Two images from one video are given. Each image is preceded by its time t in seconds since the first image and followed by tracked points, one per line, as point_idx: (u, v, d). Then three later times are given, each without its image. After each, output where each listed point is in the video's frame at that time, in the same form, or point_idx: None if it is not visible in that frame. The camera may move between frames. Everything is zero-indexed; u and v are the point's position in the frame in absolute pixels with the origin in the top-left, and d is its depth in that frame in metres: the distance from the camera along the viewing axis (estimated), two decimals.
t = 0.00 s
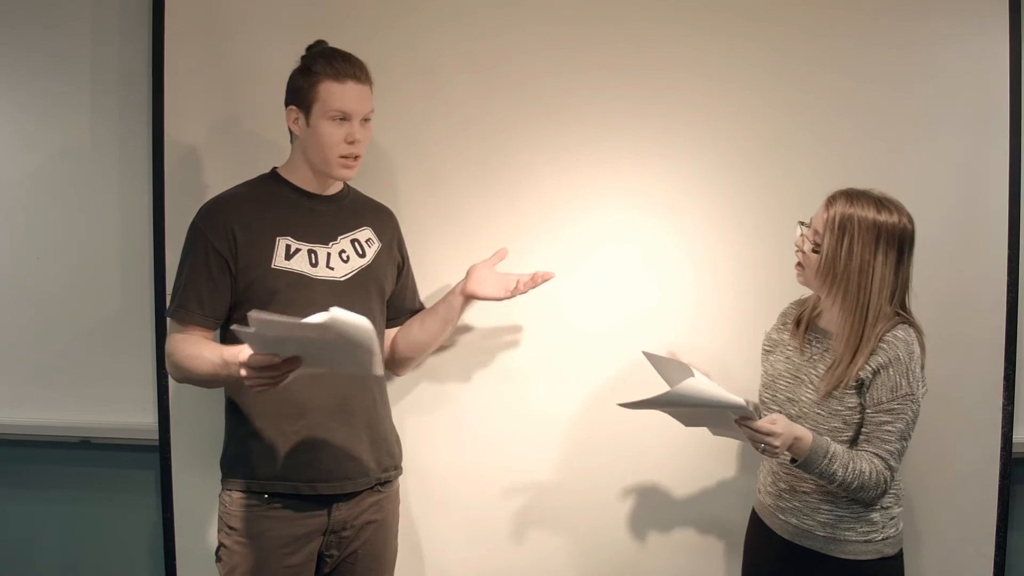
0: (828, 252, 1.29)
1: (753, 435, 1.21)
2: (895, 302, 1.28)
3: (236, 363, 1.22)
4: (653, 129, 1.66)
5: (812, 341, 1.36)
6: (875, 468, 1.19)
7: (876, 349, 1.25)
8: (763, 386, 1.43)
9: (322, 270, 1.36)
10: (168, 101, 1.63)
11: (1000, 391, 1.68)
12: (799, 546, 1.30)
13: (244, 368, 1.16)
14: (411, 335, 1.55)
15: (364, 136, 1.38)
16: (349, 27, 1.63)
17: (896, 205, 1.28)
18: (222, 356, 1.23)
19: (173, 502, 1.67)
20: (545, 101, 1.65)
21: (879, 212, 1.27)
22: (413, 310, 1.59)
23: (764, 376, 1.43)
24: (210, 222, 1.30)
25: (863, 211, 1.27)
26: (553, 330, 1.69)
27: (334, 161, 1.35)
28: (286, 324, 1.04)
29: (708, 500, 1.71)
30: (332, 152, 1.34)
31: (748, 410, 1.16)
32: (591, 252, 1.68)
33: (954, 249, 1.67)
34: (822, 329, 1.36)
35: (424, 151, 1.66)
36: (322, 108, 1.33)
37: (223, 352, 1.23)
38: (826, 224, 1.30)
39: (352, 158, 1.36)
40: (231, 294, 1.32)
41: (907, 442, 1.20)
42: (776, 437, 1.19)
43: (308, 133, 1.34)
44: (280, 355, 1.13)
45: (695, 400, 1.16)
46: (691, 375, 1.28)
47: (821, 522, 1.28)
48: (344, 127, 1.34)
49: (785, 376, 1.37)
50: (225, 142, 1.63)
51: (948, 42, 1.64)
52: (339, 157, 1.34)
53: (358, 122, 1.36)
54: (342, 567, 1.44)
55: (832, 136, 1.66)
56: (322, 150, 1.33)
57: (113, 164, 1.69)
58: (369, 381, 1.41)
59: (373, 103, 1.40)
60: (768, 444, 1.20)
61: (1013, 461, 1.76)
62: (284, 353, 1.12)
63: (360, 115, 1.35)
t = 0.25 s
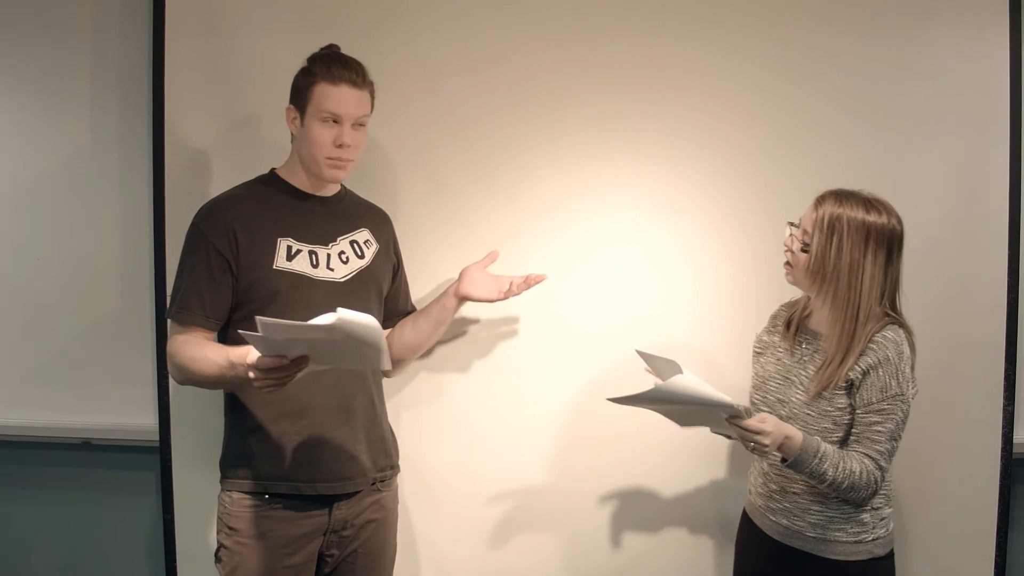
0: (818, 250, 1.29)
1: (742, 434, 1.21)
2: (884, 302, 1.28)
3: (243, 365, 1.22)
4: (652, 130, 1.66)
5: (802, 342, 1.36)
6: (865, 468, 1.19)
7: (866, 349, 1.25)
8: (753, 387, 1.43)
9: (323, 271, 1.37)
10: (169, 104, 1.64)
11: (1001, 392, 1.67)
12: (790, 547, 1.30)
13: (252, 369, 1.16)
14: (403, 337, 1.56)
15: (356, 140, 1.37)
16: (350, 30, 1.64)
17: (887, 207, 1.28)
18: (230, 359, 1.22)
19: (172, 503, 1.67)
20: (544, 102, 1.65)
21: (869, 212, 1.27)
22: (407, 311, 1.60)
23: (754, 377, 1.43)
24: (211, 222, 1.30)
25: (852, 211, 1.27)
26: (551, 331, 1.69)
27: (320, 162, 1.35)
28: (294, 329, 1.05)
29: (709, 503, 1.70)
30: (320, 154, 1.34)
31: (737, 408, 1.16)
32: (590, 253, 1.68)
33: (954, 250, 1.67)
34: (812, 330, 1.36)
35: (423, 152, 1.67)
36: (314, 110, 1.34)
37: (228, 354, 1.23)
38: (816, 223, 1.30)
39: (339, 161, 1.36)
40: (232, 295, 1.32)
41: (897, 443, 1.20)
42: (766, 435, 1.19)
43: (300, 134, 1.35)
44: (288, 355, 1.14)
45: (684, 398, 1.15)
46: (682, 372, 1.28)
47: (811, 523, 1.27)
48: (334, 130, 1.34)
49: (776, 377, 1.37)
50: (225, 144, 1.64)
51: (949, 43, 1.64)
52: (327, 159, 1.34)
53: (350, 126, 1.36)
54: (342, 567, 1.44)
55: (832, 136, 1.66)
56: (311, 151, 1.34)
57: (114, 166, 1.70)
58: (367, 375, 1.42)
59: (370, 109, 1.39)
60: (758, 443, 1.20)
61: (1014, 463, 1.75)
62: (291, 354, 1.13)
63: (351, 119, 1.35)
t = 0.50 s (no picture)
0: (804, 252, 1.29)
1: (730, 431, 1.21)
2: (873, 304, 1.28)
3: (245, 368, 1.23)
4: (651, 131, 1.66)
5: (790, 343, 1.36)
6: (853, 468, 1.19)
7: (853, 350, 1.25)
8: (742, 388, 1.43)
9: (322, 275, 1.38)
10: (172, 107, 1.65)
11: (1001, 394, 1.67)
12: (779, 547, 1.30)
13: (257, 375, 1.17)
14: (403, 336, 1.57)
15: (367, 149, 1.38)
16: (351, 33, 1.65)
17: (872, 206, 1.29)
18: (233, 363, 1.23)
19: (173, 503, 1.68)
20: (543, 103, 1.66)
21: (855, 212, 1.28)
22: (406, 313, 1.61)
23: (743, 378, 1.43)
24: (211, 224, 1.31)
25: (839, 211, 1.27)
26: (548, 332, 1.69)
27: (334, 173, 1.35)
28: (301, 337, 1.05)
29: (708, 504, 1.70)
30: (333, 164, 1.34)
31: (724, 405, 1.15)
32: (588, 254, 1.68)
33: (954, 251, 1.66)
34: (801, 332, 1.36)
35: (423, 153, 1.67)
36: (326, 120, 1.33)
37: (230, 357, 1.24)
38: (803, 225, 1.31)
39: (353, 171, 1.36)
40: (232, 297, 1.33)
41: (884, 443, 1.20)
42: (753, 432, 1.18)
43: (311, 144, 1.34)
44: (294, 362, 1.14)
45: (673, 392, 1.15)
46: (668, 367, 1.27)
47: (799, 523, 1.27)
48: (347, 140, 1.34)
49: (764, 378, 1.38)
50: (226, 145, 1.65)
51: (951, 44, 1.64)
52: (340, 169, 1.34)
53: (362, 136, 1.36)
54: (342, 566, 1.45)
55: (832, 137, 1.66)
56: (324, 161, 1.33)
57: (117, 169, 1.71)
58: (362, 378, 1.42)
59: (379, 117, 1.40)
60: (745, 440, 1.20)
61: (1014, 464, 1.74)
62: (297, 361, 1.13)
63: (363, 129, 1.35)
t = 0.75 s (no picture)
0: (795, 251, 1.29)
1: (721, 427, 1.20)
2: (864, 303, 1.29)
3: (243, 370, 1.24)
4: (650, 132, 1.67)
5: (781, 342, 1.37)
6: (844, 466, 1.19)
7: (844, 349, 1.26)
8: (732, 387, 1.43)
9: (320, 277, 1.39)
10: (173, 109, 1.66)
11: (1002, 394, 1.66)
12: (771, 546, 1.30)
13: (256, 378, 1.17)
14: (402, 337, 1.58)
15: (368, 157, 1.38)
16: (351, 35, 1.66)
17: (860, 204, 1.29)
18: (232, 364, 1.24)
19: (175, 503, 1.69)
20: (543, 105, 1.66)
21: (844, 211, 1.28)
22: (405, 314, 1.62)
23: (734, 377, 1.43)
24: (210, 224, 1.32)
25: (828, 212, 1.28)
26: (547, 333, 1.69)
27: (334, 180, 1.35)
28: (303, 346, 1.06)
29: (707, 505, 1.70)
30: (333, 172, 1.34)
31: (717, 401, 1.15)
32: (587, 255, 1.69)
33: (955, 252, 1.66)
34: (791, 331, 1.37)
35: (423, 154, 1.68)
36: (327, 128, 1.33)
37: (229, 358, 1.24)
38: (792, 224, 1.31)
39: (353, 179, 1.36)
40: (231, 298, 1.34)
41: (875, 441, 1.20)
42: (744, 429, 1.18)
43: (312, 150, 1.35)
44: (292, 368, 1.16)
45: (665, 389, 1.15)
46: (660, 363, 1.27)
47: (791, 522, 1.28)
48: (347, 149, 1.34)
49: (755, 377, 1.38)
50: (227, 148, 1.67)
51: (951, 44, 1.64)
52: (341, 177, 1.35)
53: (363, 145, 1.36)
54: (340, 566, 1.45)
55: (831, 137, 1.66)
56: (325, 168, 1.34)
57: (120, 171, 1.73)
58: (351, 381, 1.41)
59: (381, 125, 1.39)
60: (737, 436, 1.20)
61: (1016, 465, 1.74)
62: (295, 366, 1.14)
63: (365, 138, 1.35)
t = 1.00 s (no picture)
0: (790, 250, 1.29)
1: (718, 425, 1.20)
2: (859, 301, 1.29)
3: (242, 371, 1.24)
4: (651, 132, 1.67)
5: (776, 341, 1.37)
6: (841, 463, 1.19)
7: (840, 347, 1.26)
8: (728, 386, 1.44)
9: (319, 279, 1.39)
10: (174, 111, 1.67)
11: (1005, 394, 1.66)
12: (769, 544, 1.30)
13: (255, 378, 1.18)
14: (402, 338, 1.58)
15: (361, 159, 1.38)
16: (352, 36, 1.66)
17: (854, 203, 1.29)
18: (231, 365, 1.24)
19: (177, 503, 1.69)
20: (543, 105, 1.67)
21: (838, 210, 1.28)
22: (404, 314, 1.62)
23: (730, 375, 1.43)
24: (209, 225, 1.32)
25: (822, 211, 1.28)
26: (546, 332, 1.70)
27: (329, 184, 1.36)
28: (304, 350, 1.06)
29: (707, 506, 1.70)
30: (327, 175, 1.35)
31: (714, 398, 1.15)
32: (586, 256, 1.69)
33: (956, 252, 1.66)
34: (787, 329, 1.37)
35: (423, 155, 1.68)
36: (318, 134, 1.32)
37: (228, 359, 1.24)
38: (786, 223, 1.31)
39: (347, 182, 1.37)
40: (230, 298, 1.34)
41: (872, 438, 1.20)
42: (741, 426, 1.18)
43: (306, 154, 1.35)
44: (293, 370, 1.16)
45: (661, 387, 1.15)
46: (657, 360, 1.27)
47: (788, 520, 1.28)
48: (340, 154, 1.34)
49: (751, 375, 1.38)
50: (228, 149, 1.67)
51: (951, 44, 1.63)
52: (335, 180, 1.36)
53: (355, 148, 1.35)
54: (339, 565, 1.45)
55: (832, 137, 1.66)
56: (319, 173, 1.35)
57: (121, 172, 1.73)
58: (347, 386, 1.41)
59: (373, 126, 1.38)
60: (733, 434, 1.20)
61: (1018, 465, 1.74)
62: (295, 367, 1.14)
63: (356, 142, 1.35)
